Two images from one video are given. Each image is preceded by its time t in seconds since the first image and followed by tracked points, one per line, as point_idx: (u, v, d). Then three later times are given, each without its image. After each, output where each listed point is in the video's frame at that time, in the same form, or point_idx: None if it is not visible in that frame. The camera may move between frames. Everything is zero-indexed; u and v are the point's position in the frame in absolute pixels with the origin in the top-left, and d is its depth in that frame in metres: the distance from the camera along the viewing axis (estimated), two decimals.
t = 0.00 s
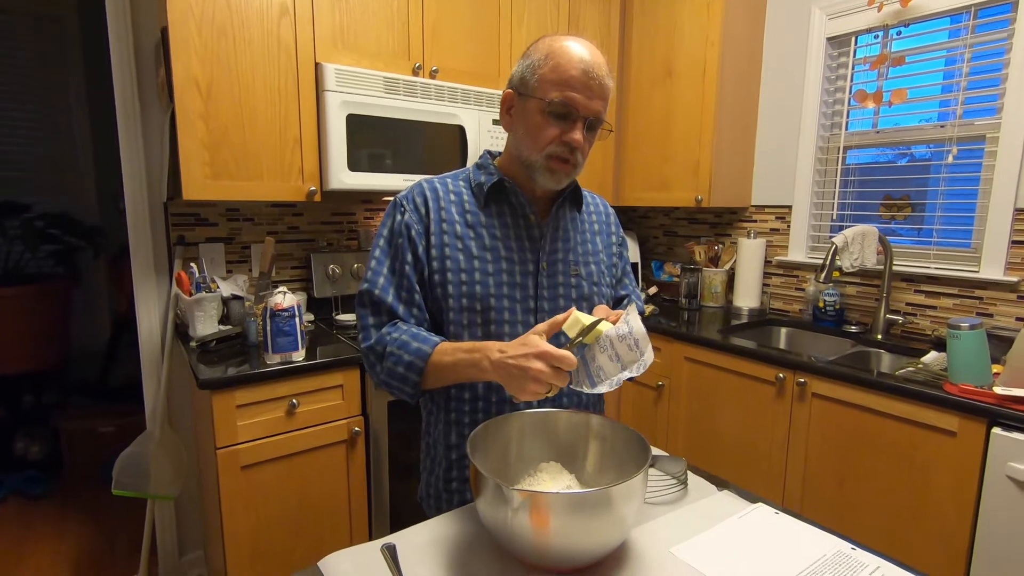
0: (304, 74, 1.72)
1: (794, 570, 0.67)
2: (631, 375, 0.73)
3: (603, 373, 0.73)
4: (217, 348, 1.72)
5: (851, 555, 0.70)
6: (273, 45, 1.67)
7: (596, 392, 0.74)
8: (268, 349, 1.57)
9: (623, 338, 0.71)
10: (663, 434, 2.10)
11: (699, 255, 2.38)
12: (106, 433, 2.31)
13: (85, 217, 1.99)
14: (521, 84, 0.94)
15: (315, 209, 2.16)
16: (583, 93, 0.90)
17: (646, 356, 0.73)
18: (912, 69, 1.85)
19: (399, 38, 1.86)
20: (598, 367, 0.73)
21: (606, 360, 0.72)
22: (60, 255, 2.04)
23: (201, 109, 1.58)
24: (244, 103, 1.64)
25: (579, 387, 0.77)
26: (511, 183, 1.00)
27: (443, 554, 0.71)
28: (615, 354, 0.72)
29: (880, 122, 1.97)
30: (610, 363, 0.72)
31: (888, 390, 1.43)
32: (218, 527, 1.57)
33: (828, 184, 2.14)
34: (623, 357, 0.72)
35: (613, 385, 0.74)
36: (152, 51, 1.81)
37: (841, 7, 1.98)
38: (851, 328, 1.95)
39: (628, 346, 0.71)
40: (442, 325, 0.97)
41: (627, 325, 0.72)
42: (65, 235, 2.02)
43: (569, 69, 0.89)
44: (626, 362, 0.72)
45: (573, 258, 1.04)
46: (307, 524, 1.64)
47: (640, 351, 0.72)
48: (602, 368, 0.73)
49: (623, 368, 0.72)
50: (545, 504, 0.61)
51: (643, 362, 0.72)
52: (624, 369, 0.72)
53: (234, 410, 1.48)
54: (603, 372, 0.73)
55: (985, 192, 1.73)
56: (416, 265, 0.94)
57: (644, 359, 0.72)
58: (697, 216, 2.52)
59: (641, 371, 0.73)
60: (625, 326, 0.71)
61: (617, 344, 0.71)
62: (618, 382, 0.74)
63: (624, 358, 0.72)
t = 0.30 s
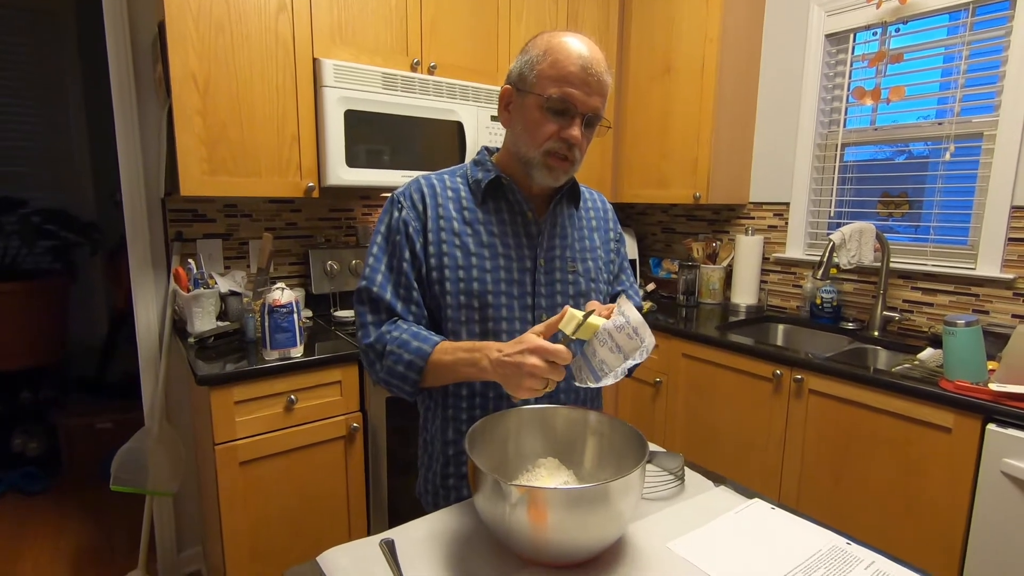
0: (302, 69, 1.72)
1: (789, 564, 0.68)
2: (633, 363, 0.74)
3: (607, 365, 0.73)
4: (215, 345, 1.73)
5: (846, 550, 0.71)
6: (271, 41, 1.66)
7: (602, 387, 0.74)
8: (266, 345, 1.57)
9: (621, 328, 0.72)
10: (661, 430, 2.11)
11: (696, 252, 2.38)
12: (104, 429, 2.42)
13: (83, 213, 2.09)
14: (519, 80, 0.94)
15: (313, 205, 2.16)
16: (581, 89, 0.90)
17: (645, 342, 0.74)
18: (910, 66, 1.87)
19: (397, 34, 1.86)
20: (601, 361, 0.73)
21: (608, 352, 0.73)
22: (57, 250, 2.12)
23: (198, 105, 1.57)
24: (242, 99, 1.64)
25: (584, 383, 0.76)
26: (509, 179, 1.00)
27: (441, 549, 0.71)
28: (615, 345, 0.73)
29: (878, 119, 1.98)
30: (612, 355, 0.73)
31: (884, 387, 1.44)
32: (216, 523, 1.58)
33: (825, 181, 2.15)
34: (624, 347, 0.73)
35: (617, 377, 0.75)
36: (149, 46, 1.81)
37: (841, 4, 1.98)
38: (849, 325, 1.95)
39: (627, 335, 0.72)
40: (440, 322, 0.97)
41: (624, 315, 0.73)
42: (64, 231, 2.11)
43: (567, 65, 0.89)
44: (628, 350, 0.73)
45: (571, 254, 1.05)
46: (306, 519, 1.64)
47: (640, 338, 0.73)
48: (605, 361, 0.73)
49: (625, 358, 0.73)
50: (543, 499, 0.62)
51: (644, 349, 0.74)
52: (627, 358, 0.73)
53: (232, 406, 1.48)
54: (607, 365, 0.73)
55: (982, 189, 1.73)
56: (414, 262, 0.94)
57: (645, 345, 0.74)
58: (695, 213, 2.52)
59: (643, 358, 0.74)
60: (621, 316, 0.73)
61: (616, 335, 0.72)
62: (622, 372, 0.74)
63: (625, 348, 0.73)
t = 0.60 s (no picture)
0: (300, 67, 1.72)
1: (788, 560, 0.68)
2: (632, 368, 0.71)
3: (603, 369, 0.72)
4: (213, 343, 1.71)
5: (844, 546, 0.71)
6: (268, 38, 1.65)
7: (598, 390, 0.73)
8: (265, 344, 1.56)
9: (618, 331, 0.70)
10: (660, 428, 2.11)
11: (695, 249, 2.39)
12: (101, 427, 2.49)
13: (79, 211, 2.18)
14: (516, 77, 0.94)
15: (311, 203, 2.15)
16: (578, 86, 0.90)
17: (644, 347, 0.71)
18: (908, 63, 1.87)
19: (395, 31, 1.85)
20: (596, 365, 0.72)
21: (604, 356, 0.72)
22: (55, 249, 2.18)
23: (196, 102, 1.57)
24: (239, 96, 1.63)
25: (580, 386, 0.76)
26: (506, 176, 1.00)
27: (440, 547, 0.71)
28: (611, 349, 0.71)
29: (877, 116, 1.98)
30: (608, 359, 0.71)
31: (882, 383, 1.44)
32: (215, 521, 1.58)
33: (823, 178, 2.15)
34: (620, 351, 0.71)
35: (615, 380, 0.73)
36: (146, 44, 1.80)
37: (840, 1, 1.98)
38: (847, 322, 1.96)
39: (624, 340, 0.70)
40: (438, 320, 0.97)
41: (620, 318, 0.71)
42: (59, 228, 2.18)
43: (563, 61, 0.89)
44: (625, 355, 0.71)
45: (569, 251, 1.05)
46: (305, 517, 1.65)
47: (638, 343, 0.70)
48: (602, 364, 0.72)
49: (621, 362, 0.71)
50: (541, 496, 0.62)
51: (643, 353, 0.71)
52: (623, 363, 0.71)
53: (230, 404, 1.48)
54: (603, 368, 0.72)
55: (980, 186, 1.73)
56: (411, 260, 0.94)
57: (643, 350, 0.71)
58: (693, 210, 2.52)
59: (642, 363, 0.71)
60: (618, 319, 0.70)
61: (613, 339, 0.71)
62: (620, 376, 0.72)
63: (622, 352, 0.71)
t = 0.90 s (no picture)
0: (300, 68, 1.72)
1: (785, 560, 0.68)
2: (629, 375, 0.73)
3: (602, 375, 0.72)
4: (213, 343, 1.71)
5: (841, 546, 0.71)
6: (268, 38, 1.66)
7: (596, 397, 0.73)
8: (265, 344, 1.57)
9: (618, 338, 0.71)
10: (659, 429, 2.12)
11: (694, 250, 2.39)
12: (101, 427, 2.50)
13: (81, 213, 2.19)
14: (515, 78, 0.94)
15: (311, 204, 2.15)
16: (576, 87, 0.90)
17: (641, 354, 0.73)
18: (907, 64, 1.87)
19: (395, 31, 1.86)
20: (595, 371, 0.73)
21: (603, 362, 0.72)
22: (54, 249, 2.19)
23: (195, 102, 1.57)
24: (239, 96, 1.64)
25: (577, 392, 0.76)
26: (505, 178, 1.00)
27: (439, 546, 0.72)
28: (611, 355, 0.72)
29: (875, 117, 1.98)
30: (607, 365, 0.72)
31: (880, 384, 1.45)
32: (214, 521, 1.58)
33: (822, 179, 2.15)
34: (619, 358, 0.72)
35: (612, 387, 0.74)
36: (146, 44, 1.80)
37: (838, 2, 1.98)
38: (845, 323, 1.96)
39: (624, 346, 0.72)
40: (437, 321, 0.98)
41: (620, 325, 0.72)
42: (59, 228, 2.18)
43: (562, 62, 0.89)
44: (624, 361, 0.72)
45: (568, 252, 1.05)
46: (304, 517, 1.65)
47: (636, 350, 0.72)
48: (600, 371, 0.73)
49: (620, 369, 0.72)
50: (540, 496, 0.62)
51: (640, 361, 0.73)
52: (623, 369, 0.72)
53: (230, 404, 1.49)
54: (601, 374, 0.73)
55: (978, 187, 1.74)
56: (410, 261, 0.94)
57: (641, 358, 0.73)
58: (692, 210, 2.52)
59: (639, 370, 0.73)
60: (617, 325, 0.72)
61: (613, 345, 0.72)
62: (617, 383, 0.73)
63: (621, 359, 0.72)
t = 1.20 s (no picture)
0: (298, 67, 1.72)
1: (781, 558, 0.68)
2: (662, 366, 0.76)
3: (634, 368, 0.77)
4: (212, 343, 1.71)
5: (838, 543, 0.72)
6: (266, 37, 1.66)
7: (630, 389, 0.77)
8: (263, 343, 1.56)
9: (647, 331, 0.75)
10: (657, 428, 2.12)
11: (693, 249, 2.39)
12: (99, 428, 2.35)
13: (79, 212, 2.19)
14: (512, 80, 0.94)
15: (309, 203, 2.16)
16: (572, 93, 0.90)
17: (674, 345, 0.76)
18: (905, 64, 1.87)
19: (394, 31, 1.86)
20: (627, 363, 0.77)
21: (634, 355, 0.76)
22: (52, 248, 2.20)
23: (194, 100, 1.57)
24: (237, 95, 1.64)
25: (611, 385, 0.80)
26: (503, 177, 1.00)
27: (437, 544, 0.72)
28: (641, 348, 0.75)
29: (872, 117, 1.99)
30: (639, 357, 0.76)
31: (878, 383, 1.45)
32: (213, 520, 1.58)
33: (820, 178, 2.16)
34: (650, 350, 0.76)
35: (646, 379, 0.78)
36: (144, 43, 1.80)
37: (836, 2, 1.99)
38: (843, 322, 1.97)
39: (653, 338, 0.75)
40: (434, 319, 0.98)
41: (648, 319, 0.76)
42: (59, 228, 2.18)
43: (559, 67, 0.89)
44: (656, 353, 0.76)
45: (566, 252, 1.05)
46: (302, 515, 1.65)
47: (666, 341, 0.75)
48: (632, 364, 0.77)
49: (652, 361, 0.76)
50: (537, 494, 0.62)
51: (673, 352, 0.76)
52: (654, 361, 0.75)
53: (228, 404, 1.49)
54: (632, 367, 0.77)
55: (976, 186, 1.74)
56: (408, 258, 0.94)
57: (674, 349, 0.76)
58: (691, 210, 2.53)
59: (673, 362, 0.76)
60: (646, 319, 0.76)
61: (642, 338, 0.75)
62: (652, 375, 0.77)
63: (652, 351, 0.76)
